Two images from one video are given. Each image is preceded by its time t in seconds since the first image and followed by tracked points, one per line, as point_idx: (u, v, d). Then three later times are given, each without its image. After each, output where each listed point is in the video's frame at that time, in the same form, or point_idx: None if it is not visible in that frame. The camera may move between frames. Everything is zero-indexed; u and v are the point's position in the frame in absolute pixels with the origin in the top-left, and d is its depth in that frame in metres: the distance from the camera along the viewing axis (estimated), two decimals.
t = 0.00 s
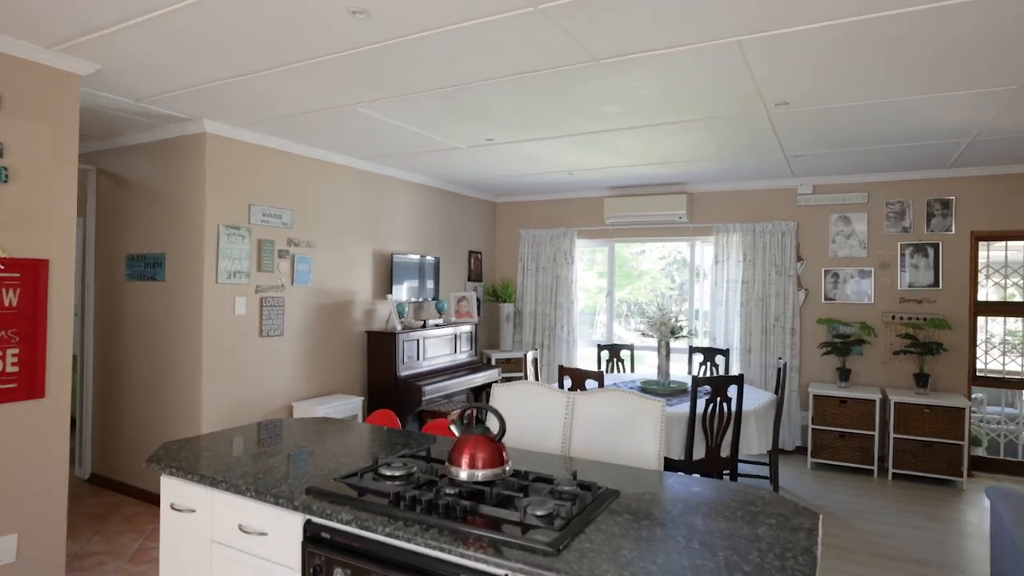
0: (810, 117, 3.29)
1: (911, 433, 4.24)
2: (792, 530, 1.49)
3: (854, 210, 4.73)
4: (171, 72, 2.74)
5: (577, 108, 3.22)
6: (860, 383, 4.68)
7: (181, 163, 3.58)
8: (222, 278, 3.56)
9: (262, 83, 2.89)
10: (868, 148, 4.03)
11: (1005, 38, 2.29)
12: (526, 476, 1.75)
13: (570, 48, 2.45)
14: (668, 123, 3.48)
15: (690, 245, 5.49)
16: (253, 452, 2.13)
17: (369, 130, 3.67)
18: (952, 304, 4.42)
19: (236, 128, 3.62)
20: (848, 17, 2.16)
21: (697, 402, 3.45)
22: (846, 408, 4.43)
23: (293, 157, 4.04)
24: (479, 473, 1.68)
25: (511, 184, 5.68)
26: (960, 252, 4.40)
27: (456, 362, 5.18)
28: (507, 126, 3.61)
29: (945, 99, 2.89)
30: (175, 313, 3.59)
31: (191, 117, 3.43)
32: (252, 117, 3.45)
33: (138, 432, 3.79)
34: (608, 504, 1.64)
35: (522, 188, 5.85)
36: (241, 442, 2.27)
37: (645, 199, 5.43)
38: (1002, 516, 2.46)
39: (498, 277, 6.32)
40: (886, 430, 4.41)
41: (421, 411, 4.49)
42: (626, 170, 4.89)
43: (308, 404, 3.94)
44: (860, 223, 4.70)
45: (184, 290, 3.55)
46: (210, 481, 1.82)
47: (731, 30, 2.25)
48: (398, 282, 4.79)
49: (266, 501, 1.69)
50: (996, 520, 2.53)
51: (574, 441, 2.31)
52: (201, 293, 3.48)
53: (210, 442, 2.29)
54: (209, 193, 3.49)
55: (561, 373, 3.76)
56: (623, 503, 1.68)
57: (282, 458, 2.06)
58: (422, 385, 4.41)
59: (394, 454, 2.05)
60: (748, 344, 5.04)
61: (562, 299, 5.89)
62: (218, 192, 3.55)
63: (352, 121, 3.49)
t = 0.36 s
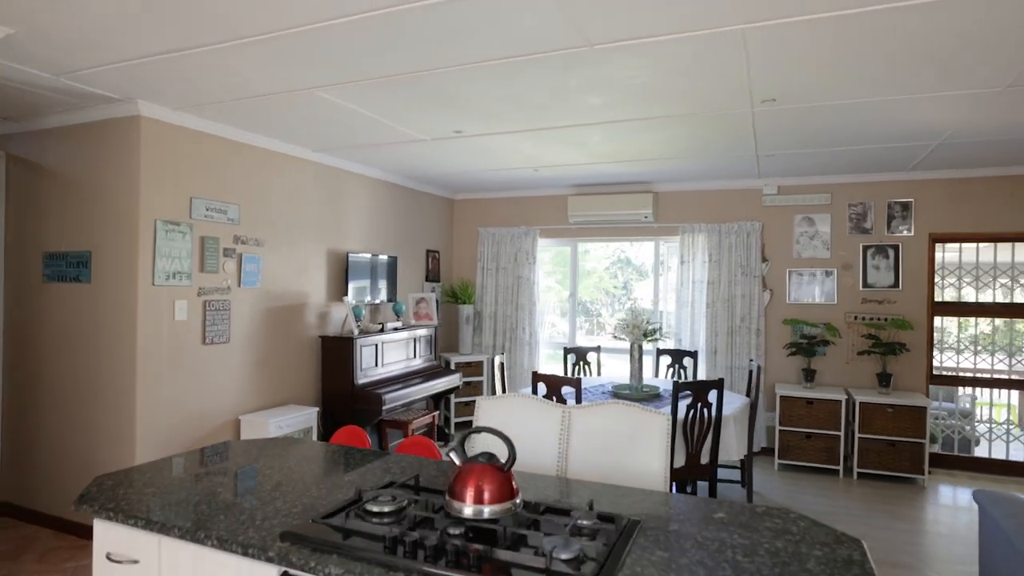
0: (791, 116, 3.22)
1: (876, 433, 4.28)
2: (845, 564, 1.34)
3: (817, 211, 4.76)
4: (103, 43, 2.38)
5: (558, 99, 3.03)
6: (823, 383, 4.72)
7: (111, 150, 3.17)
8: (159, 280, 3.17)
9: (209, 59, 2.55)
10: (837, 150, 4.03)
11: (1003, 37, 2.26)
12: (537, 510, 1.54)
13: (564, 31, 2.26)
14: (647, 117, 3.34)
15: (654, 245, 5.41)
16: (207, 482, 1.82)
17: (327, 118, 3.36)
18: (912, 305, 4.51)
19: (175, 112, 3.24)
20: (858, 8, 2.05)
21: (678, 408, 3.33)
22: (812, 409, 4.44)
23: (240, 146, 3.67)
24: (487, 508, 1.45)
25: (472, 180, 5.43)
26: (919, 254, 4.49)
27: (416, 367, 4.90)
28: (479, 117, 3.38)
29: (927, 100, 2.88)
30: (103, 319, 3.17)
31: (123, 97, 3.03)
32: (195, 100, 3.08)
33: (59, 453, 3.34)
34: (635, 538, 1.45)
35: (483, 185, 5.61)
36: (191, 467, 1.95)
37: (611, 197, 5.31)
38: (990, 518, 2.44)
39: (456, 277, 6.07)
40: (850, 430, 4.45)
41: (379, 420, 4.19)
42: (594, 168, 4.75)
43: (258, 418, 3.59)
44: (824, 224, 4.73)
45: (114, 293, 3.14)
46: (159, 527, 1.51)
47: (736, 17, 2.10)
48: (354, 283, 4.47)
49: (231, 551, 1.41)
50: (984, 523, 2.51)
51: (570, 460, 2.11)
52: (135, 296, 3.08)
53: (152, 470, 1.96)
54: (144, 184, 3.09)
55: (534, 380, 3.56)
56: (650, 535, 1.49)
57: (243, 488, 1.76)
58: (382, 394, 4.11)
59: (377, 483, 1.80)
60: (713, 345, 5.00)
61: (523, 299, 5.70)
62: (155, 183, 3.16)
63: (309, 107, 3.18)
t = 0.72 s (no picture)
0: (778, 111, 3.18)
1: (847, 430, 4.33)
2: None
3: (786, 210, 4.80)
4: (43, 5, 2.06)
5: (547, 87, 2.88)
6: (792, 382, 4.75)
7: (42, 131, 2.80)
8: (100, 277, 2.83)
9: (163, 27, 2.26)
10: (811, 150, 4.05)
11: (1003, 33, 2.26)
12: (566, 535, 1.36)
13: (567, 8, 2.10)
14: (633, 110, 3.24)
15: (624, 243, 5.34)
16: (172, 509, 1.56)
17: (292, 101, 3.09)
18: (877, 303, 4.60)
19: (118, 91, 2.89)
20: None
21: (665, 410, 3.23)
22: (784, 407, 4.45)
23: (192, 131, 3.35)
24: (516, 535, 1.27)
25: (438, 174, 5.22)
26: (884, 254, 4.59)
27: (380, 371, 4.64)
28: (459, 106, 3.19)
29: (914, 97, 2.89)
30: (33, 322, 2.80)
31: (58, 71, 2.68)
32: (143, 77, 2.75)
33: None
34: (682, 561, 1.30)
35: (448, 179, 5.40)
36: (151, 492, 1.68)
37: (581, 194, 5.21)
38: (983, 513, 2.45)
39: (419, 276, 5.83)
40: (820, 427, 4.48)
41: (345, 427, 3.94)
42: (568, 164, 4.63)
43: (213, 429, 3.27)
44: (792, 223, 4.78)
45: (47, 293, 2.78)
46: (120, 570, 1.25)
47: None
48: (316, 281, 4.18)
49: None
50: (975, 519, 2.52)
51: (578, 471, 1.95)
52: (72, 296, 2.73)
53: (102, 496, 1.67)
54: (82, 170, 2.75)
55: (515, 383, 3.38)
56: (696, 557, 1.34)
57: (219, 517, 1.51)
58: (348, 400, 3.85)
59: (375, 506, 1.58)
60: (684, 344, 4.97)
61: (490, 299, 5.52)
62: (95, 169, 2.81)
63: (273, 88, 2.90)
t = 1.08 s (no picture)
0: (766, 107, 3.14)
1: (819, 427, 4.38)
2: None
3: (758, 209, 4.84)
4: None
5: (538, 77, 2.76)
6: (764, 379, 4.79)
7: None
8: (40, 276, 2.52)
9: None
10: (788, 149, 4.05)
11: (1001, 33, 2.27)
12: (611, 566, 1.21)
13: None
14: (621, 104, 3.14)
15: (597, 241, 5.27)
16: (145, 545, 1.35)
17: (259, 84, 2.84)
18: (845, 301, 4.68)
19: (61, 67, 2.59)
20: None
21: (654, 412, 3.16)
22: (759, 406, 4.46)
23: (143, 115, 3.05)
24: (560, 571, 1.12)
25: (406, 168, 5.00)
26: (852, 253, 4.67)
27: (348, 374, 4.41)
28: (442, 96, 3.02)
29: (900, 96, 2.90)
30: None
31: None
32: (90, 52, 2.46)
33: None
34: None
35: (415, 174, 5.18)
36: (115, 524, 1.46)
37: (553, 190, 5.10)
38: (973, 510, 2.47)
39: (384, 274, 5.59)
40: (792, 424, 4.53)
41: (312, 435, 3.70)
42: (544, 159, 4.50)
43: (170, 442, 2.98)
44: (764, 222, 4.82)
45: None
46: None
47: None
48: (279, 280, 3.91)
49: None
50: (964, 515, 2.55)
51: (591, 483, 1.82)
52: (6, 298, 2.42)
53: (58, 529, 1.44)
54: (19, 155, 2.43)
55: (499, 387, 3.24)
56: None
57: (202, 554, 1.31)
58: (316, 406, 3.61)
59: (383, 534, 1.41)
60: (658, 344, 4.93)
61: (459, 298, 5.34)
62: (33, 154, 2.50)
63: (240, 69, 2.65)
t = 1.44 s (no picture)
0: (752, 100, 3.09)
1: (792, 424, 4.41)
2: None
3: (731, 207, 4.84)
4: None
5: (529, 64, 2.63)
6: (736, 377, 4.79)
7: None
8: None
9: None
10: (764, 147, 4.04)
11: (995, 30, 2.29)
12: None
13: None
14: (608, 95, 3.05)
15: (569, 238, 5.17)
16: None
17: (224, 62, 2.61)
18: (815, 299, 4.73)
19: None
20: None
21: (640, 413, 3.07)
22: (733, 404, 4.46)
23: (92, 96, 2.78)
24: None
25: (373, 161, 4.79)
26: (821, 251, 4.73)
27: (313, 376, 4.17)
28: (424, 81, 2.86)
29: (886, 92, 2.92)
30: None
31: None
32: (30, 20, 2.19)
33: None
34: None
35: (383, 167, 4.97)
36: (70, 557, 1.25)
37: (526, 186, 4.98)
38: (962, 505, 2.50)
39: (348, 271, 5.35)
40: (766, 422, 4.54)
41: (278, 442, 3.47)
42: (519, 153, 4.38)
43: (121, 454, 2.72)
44: (737, 220, 4.83)
45: None
46: None
47: None
48: (239, 278, 3.65)
49: None
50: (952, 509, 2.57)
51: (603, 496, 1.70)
52: None
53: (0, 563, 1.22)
54: None
55: (479, 389, 3.08)
56: None
57: None
58: (282, 412, 3.38)
59: (389, 561, 1.26)
60: (631, 342, 4.88)
61: (427, 296, 5.15)
62: None
63: (203, 45, 2.42)
